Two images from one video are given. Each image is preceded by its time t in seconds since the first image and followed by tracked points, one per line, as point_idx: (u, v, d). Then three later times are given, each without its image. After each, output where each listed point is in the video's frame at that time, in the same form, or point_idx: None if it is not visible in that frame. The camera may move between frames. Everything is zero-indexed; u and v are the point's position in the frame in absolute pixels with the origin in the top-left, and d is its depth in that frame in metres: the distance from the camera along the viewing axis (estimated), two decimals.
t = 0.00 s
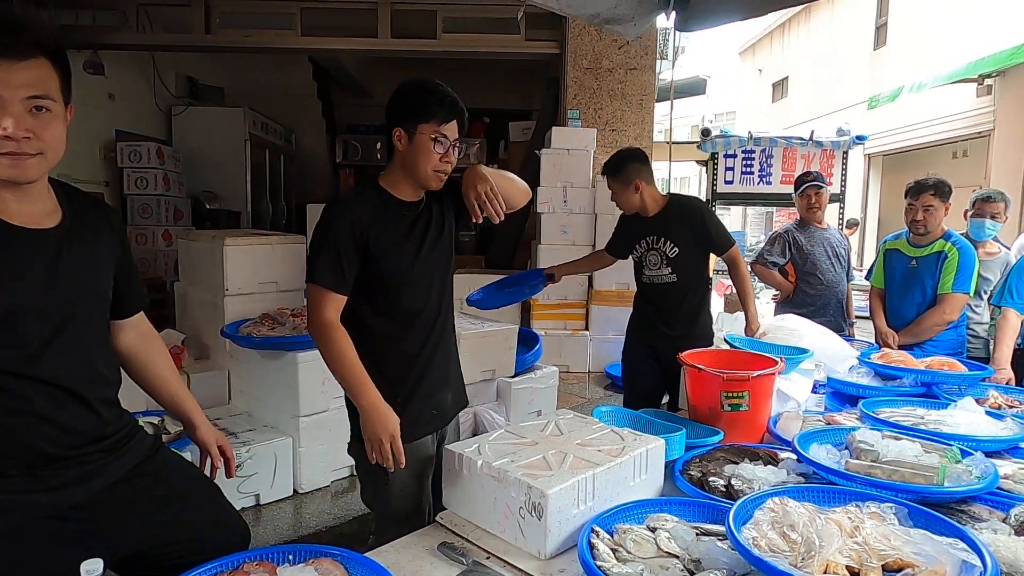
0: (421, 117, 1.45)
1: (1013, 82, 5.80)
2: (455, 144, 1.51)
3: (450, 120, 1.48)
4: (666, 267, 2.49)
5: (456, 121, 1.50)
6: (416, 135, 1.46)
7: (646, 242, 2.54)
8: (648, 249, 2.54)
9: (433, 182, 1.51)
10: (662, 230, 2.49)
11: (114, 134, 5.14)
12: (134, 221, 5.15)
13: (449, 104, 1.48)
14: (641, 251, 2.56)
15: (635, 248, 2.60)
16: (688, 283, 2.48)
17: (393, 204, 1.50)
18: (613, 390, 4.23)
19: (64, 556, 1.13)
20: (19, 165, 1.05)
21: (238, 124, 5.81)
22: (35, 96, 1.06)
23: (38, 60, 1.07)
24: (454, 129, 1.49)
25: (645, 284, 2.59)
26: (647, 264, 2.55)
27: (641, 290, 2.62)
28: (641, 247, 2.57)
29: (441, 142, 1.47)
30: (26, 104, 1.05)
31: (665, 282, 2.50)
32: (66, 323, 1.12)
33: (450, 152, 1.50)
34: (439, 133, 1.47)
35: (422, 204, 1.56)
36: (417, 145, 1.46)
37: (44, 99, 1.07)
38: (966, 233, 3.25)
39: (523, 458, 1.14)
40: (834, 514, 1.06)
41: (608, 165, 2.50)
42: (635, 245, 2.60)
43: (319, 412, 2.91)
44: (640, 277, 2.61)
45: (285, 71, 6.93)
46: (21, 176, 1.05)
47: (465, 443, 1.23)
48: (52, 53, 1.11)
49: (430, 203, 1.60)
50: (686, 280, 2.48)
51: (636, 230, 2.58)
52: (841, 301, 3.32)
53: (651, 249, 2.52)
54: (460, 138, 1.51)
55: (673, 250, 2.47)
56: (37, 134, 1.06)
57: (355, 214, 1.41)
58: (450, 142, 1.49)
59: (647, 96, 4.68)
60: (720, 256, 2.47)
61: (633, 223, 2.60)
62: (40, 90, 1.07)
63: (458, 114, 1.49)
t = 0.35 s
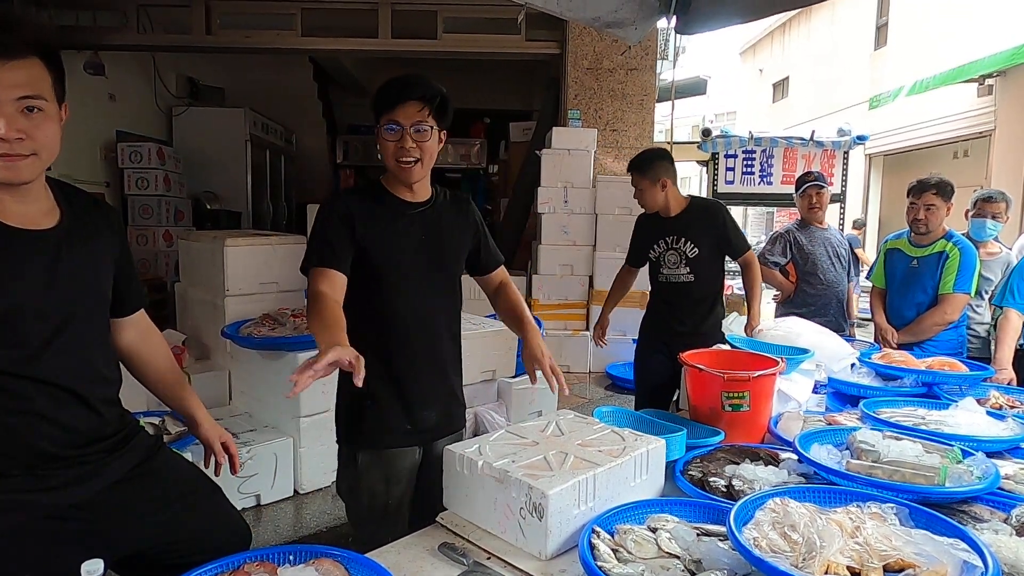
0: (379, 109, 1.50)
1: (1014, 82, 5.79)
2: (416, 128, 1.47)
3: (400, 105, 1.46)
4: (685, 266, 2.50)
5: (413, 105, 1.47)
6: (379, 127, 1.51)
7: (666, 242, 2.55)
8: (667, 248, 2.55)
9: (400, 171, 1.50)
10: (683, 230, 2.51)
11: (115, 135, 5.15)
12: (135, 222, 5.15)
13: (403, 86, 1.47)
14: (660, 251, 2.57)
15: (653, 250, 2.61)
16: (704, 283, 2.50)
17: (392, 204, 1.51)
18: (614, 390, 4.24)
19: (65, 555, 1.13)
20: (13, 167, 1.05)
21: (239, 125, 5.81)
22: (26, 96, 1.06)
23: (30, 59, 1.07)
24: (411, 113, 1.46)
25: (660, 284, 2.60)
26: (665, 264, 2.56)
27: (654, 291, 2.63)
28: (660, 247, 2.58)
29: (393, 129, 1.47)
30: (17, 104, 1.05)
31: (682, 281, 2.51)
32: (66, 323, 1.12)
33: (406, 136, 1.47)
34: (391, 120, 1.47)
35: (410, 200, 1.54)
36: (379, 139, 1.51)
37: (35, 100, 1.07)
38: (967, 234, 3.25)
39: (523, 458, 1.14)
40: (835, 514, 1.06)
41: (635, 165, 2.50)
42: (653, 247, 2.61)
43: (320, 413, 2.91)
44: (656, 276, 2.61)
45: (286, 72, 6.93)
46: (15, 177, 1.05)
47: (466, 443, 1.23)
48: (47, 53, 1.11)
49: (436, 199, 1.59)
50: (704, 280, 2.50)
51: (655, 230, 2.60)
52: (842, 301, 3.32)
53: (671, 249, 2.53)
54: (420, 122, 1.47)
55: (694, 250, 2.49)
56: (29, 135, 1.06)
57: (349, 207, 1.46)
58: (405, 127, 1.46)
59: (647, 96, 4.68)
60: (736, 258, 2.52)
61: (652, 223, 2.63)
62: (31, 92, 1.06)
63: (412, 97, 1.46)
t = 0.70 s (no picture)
0: (408, 113, 1.45)
1: (1013, 82, 5.80)
2: (447, 142, 1.46)
3: (435, 117, 1.44)
4: (691, 267, 2.50)
5: (447, 117, 1.45)
6: (404, 134, 1.47)
7: (672, 241, 2.53)
8: (674, 248, 2.52)
9: (423, 181, 1.49)
10: (690, 231, 2.50)
11: (115, 135, 5.15)
12: (135, 222, 5.15)
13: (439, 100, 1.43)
14: (665, 251, 2.54)
15: (655, 249, 2.58)
16: (710, 284, 2.52)
17: (391, 203, 1.50)
18: (614, 390, 4.24)
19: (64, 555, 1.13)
20: None
21: (239, 124, 5.81)
22: None
23: (19, 59, 1.06)
24: (442, 127, 1.44)
25: (662, 283, 2.58)
26: (670, 263, 2.54)
27: (653, 290, 2.62)
28: (665, 246, 2.55)
29: (425, 140, 1.45)
30: None
31: (689, 281, 2.51)
32: (66, 324, 1.12)
33: (436, 149, 1.45)
34: (423, 131, 1.45)
35: (424, 205, 1.55)
36: (404, 143, 1.47)
37: (6, 106, 1.03)
38: (966, 233, 3.25)
39: (523, 458, 1.14)
40: (835, 514, 1.06)
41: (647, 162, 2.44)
42: (656, 246, 2.58)
43: (320, 413, 2.91)
44: (658, 275, 2.59)
45: (286, 72, 6.94)
46: None
47: (465, 443, 1.23)
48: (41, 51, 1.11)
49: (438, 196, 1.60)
50: (709, 282, 2.51)
51: (660, 229, 2.57)
52: (842, 301, 3.32)
53: (678, 248, 2.52)
54: (450, 137, 1.46)
55: (703, 251, 2.49)
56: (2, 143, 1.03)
57: (351, 205, 1.46)
58: (437, 141, 1.45)
59: (647, 96, 4.68)
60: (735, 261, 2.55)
61: (655, 222, 2.60)
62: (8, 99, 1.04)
63: (446, 109, 1.44)
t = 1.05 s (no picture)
0: (504, 135, 1.51)
1: (1014, 82, 5.79)
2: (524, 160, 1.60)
3: (524, 138, 1.55)
4: (679, 268, 2.51)
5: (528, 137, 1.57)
6: (499, 152, 1.52)
7: (659, 243, 2.53)
8: (661, 250, 2.53)
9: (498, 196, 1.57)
10: (677, 231, 2.51)
11: (115, 135, 5.16)
12: (136, 222, 5.15)
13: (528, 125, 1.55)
14: (652, 253, 2.54)
15: (641, 252, 2.58)
16: (698, 285, 2.53)
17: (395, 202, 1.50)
18: (614, 391, 4.25)
19: (64, 555, 1.13)
20: None
21: (239, 125, 5.81)
22: None
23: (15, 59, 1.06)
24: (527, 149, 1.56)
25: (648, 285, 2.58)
26: (657, 265, 2.54)
27: (639, 292, 2.63)
28: (651, 249, 2.54)
29: (516, 160, 1.55)
30: None
31: (677, 284, 2.52)
32: (65, 324, 1.12)
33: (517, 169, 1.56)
34: (515, 152, 1.54)
35: (475, 216, 1.60)
36: (497, 163, 1.53)
37: None
38: (967, 234, 3.24)
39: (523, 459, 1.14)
40: (835, 515, 1.06)
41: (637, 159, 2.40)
42: (641, 249, 2.58)
43: (321, 413, 2.91)
44: (645, 277, 2.59)
45: (286, 73, 6.94)
46: None
47: (466, 443, 1.23)
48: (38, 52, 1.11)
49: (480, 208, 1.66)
50: (696, 282, 2.53)
51: (645, 231, 2.57)
52: (842, 301, 3.32)
53: (664, 250, 2.52)
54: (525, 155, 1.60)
55: (690, 253, 2.50)
56: None
57: (421, 213, 1.49)
58: (521, 159, 1.57)
59: (648, 96, 4.68)
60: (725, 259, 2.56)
61: (640, 223, 2.59)
62: None
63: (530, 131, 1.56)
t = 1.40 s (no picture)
0: (549, 133, 1.53)
1: (1014, 82, 5.79)
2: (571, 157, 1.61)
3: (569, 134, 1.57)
4: (673, 275, 2.52)
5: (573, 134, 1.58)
6: (544, 150, 1.53)
7: (656, 251, 2.50)
8: (656, 258, 2.51)
9: (548, 195, 1.58)
10: (672, 238, 2.50)
11: (115, 136, 5.16)
12: (136, 222, 5.15)
13: (569, 120, 1.56)
14: (648, 263, 2.51)
15: (635, 262, 2.52)
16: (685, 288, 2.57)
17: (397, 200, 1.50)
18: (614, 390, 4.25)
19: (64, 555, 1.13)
20: None
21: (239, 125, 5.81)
22: None
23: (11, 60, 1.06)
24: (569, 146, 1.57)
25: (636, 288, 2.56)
26: (652, 273, 2.52)
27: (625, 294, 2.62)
28: (646, 258, 2.51)
29: (563, 157, 1.56)
30: None
31: (670, 290, 2.54)
32: (64, 325, 1.13)
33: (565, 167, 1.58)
34: (561, 149, 1.56)
35: (526, 220, 1.62)
36: (545, 161, 1.54)
37: None
38: (966, 233, 3.24)
39: (524, 460, 1.15)
40: (835, 515, 1.06)
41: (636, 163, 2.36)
42: (635, 259, 2.53)
43: (320, 413, 2.91)
44: (637, 284, 2.56)
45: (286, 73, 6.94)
46: None
47: (466, 444, 1.23)
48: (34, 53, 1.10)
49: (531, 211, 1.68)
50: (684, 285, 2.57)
51: (638, 239, 2.51)
52: (843, 301, 3.32)
53: (659, 258, 2.50)
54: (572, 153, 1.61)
55: (683, 259, 2.52)
56: None
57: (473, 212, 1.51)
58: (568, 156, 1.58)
59: (647, 96, 4.68)
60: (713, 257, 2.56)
61: (631, 230, 2.53)
62: None
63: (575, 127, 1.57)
